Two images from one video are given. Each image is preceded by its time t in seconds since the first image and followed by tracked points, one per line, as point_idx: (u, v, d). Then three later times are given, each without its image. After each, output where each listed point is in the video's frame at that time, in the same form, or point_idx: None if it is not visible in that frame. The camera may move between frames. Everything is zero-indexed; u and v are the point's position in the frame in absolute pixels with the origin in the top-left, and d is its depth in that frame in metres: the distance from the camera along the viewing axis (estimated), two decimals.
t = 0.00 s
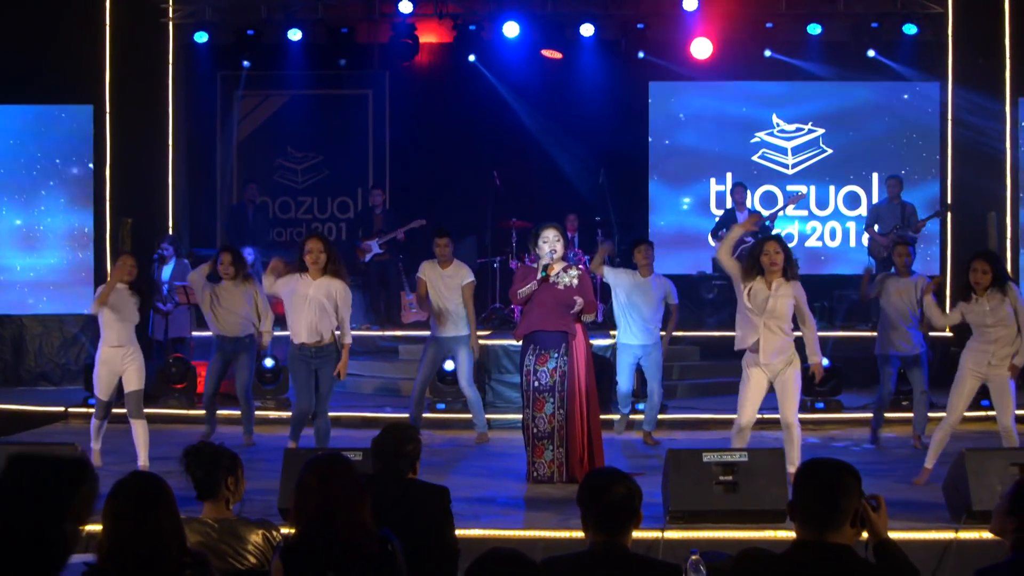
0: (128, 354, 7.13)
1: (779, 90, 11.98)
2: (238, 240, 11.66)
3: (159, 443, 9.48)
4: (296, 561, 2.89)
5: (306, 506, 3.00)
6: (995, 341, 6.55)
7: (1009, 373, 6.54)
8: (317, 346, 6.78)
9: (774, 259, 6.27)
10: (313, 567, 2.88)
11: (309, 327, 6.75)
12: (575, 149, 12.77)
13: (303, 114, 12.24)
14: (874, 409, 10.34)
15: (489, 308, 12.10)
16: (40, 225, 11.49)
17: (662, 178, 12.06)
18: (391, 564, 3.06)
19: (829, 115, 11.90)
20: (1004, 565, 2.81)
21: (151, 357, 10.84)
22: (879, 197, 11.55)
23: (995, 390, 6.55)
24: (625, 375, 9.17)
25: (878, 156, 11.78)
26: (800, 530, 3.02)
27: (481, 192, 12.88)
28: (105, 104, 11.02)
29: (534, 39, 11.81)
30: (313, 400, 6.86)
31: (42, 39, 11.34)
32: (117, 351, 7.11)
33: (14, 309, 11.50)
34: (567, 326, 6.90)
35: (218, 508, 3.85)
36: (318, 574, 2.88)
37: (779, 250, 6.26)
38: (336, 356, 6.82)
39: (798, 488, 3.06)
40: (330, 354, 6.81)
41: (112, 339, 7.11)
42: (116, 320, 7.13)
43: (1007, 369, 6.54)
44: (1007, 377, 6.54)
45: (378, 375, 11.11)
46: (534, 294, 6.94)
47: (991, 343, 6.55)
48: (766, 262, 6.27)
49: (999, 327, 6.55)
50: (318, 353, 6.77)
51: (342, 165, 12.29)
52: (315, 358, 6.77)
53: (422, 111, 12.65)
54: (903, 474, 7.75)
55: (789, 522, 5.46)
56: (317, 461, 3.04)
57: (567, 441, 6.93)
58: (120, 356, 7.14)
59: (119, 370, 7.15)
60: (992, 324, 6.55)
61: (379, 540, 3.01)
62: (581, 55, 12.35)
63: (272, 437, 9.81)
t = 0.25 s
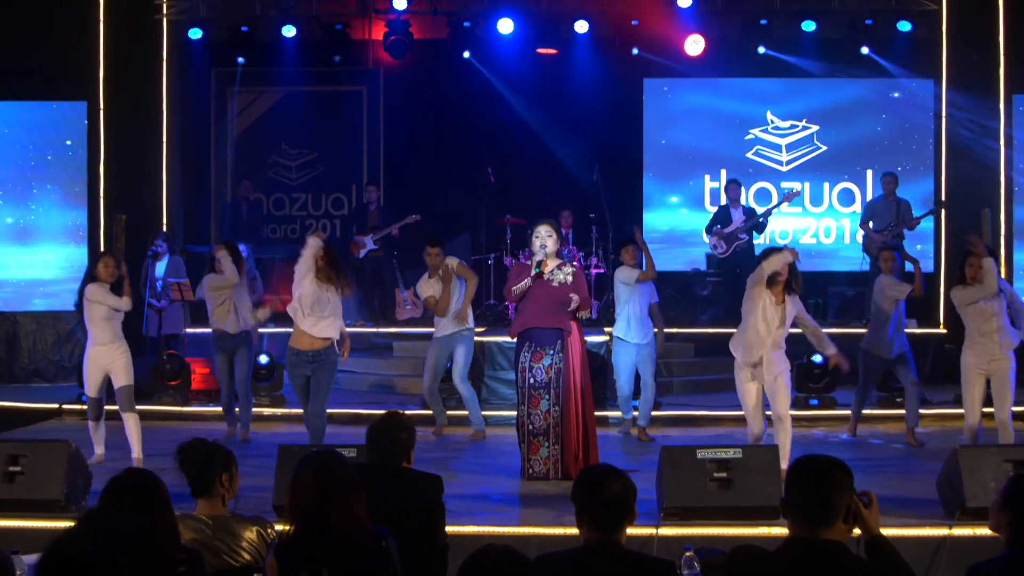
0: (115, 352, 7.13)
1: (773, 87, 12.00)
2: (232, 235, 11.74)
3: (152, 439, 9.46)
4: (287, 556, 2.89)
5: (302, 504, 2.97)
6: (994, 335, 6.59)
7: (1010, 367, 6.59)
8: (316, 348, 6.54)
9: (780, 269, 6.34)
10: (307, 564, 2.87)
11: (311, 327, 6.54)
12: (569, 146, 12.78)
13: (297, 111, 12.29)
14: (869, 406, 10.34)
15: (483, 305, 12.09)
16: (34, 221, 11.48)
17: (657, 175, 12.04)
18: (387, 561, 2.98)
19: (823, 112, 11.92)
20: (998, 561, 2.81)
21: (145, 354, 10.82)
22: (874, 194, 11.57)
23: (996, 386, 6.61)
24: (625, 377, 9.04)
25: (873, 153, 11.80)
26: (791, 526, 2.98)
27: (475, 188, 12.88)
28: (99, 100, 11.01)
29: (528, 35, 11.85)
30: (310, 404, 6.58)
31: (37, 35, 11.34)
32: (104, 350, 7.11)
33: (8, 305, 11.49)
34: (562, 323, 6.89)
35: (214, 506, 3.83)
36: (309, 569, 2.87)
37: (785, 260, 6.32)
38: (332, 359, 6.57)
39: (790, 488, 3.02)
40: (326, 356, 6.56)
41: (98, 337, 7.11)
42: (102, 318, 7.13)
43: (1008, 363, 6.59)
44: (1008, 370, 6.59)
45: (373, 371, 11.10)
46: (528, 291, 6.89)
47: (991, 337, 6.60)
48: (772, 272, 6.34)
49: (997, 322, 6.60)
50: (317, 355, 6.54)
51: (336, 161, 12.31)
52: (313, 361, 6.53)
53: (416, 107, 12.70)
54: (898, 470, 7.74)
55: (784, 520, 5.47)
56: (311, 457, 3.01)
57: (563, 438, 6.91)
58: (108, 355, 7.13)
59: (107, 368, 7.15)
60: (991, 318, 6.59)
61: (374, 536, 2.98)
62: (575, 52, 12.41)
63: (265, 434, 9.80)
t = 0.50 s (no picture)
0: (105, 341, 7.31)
1: (766, 83, 12.02)
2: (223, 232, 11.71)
3: (144, 434, 9.46)
4: (280, 551, 2.89)
5: (293, 501, 2.97)
6: (973, 333, 6.63)
7: (994, 363, 6.60)
8: (316, 337, 6.73)
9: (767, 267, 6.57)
10: (300, 559, 2.88)
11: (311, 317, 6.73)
12: (562, 143, 12.80)
13: (290, 106, 12.29)
14: (861, 402, 10.35)
15: (477, 301, 12.08)
16: (27, 218, 11.48)
17: (650, 171, 12.09)
18: (379, 561, 2.98)
19: (816, 109, 11.95)
20: (989, 557, 2.80)
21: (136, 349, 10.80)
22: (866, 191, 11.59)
23: (985, 384, 6.60)
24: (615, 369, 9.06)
25: (865, 149, 11.82)
26: (783, 521, 2.97)
27: (468, 184, 12.88)
28: (91, 96, 11.00)
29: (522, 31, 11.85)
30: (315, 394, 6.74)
31: (29, 32, 11.32)
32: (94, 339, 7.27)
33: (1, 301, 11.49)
34: (555, 318, 6.89)
35: (205, 502, 3.80)
36: (303, 565, 2.87)
37: (772, 257, 6.56)
38: (332, 348, 6.72)
39: (784, 482, 2.99)
40: (327, 346, 6.72)
41: (89, 327, 7.29)
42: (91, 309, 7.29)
43: (990, 360, 6.59)
44: (993, 367, 6.59)
45: (365, 367, 11.09)
46: (522, 286, 6.88)
47: (970, 336, 6.63)
48: (762, 270, 6.56)
49: (976, 320, 6.64)
50: (317, 343, 6.73)
51: (329, 157, 12.32)
52: (314, 349, 6.72)
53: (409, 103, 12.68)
54: (888, 465, 7.76)
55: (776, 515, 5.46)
56: (303, 454, 3.02)
57: (554, 434, 6.92)
58: (98, 344, 7.31)
59: (96, 357, 7.32)
60: (970, 315, 6.63)
61: (367, 532, 2.99)
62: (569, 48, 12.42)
63: (257, 429, 9.78)
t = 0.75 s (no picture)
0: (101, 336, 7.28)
1: (760, 81, 12.03)
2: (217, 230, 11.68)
3: (137, 431, 9.45)
4: (274, 548, 2.89)
5: (288, 499, 2.97)
6: (961, 333, 6.63)
7: (979, 363, 6.60)
8: (323, 331, 6.83)
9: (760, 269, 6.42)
10: (295, 555, 2.88)
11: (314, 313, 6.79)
12: (556, 140, 12.82)
13: (284, 104, 12.29)
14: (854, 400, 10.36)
15: (470, 298, 12.08)
16: (20, 215, 11.47)
17: (644, 169, 12.09)
18: (373, 558, 3.00)
19: (810, 106, 11.96)
20: (984, 557, 2.80)
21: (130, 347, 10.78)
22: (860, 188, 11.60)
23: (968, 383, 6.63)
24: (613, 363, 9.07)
25: (859, 147, 11.84)
26: (777, 520, 2.94)
27: (462, 181, 12.88)
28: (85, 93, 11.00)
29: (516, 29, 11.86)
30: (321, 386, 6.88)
31: (23, 29, 11.31)
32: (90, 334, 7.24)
33: None
34: (548, 317, 6.88)
35: (200, 503, 3.79)
36: (297, 563, 2.88)
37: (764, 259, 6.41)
38: (341, 343, 6.84)
39: (775, 480, 2.97)
40: (336, 341, 6.83)
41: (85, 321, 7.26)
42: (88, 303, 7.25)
43: (976, 360, 6.60)
44: (978, 367, 6.60)
45: (359, 365, 11.08)
46: (516, 284, 6.89)
47: (956, 335, 6.64)
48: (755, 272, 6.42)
49: (963, 319, 6.62)
50: (323, 338, 6.82)
51: (323, 155, 12.32)
52: (322, 343, 6.82)
53: (403, 101, 12.69)
54: (880, 463, 7.77)
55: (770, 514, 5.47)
56: (297, 451, 3.03)
57: (548, 432, 6.92)
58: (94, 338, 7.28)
59: (91, 352, 7.29)
60: (957, 315, 6.63)
61: (362, 531, 3.00)
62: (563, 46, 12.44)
63: (250, 427, 9.77)
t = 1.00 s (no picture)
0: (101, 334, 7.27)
1: (754, 78, 12.05)
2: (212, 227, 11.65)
3: (132, 428, 9.43)
4: (268, 545, 2.90)
5: (284, 495, 2.97)
6: (949, 333, 6.78)
7: (966, 363, 6.73)
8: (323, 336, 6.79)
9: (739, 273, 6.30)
10: (290, 553, 2.89)
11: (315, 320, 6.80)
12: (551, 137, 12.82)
13: (280, 101, 12.30)
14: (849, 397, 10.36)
15: (466, 295, 12.08)
16: (15, 212, 11.45)
17: (639, 166, 12.14)
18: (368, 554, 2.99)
19: (804, 104, 11.98)
20: (978, 554, 2.79)
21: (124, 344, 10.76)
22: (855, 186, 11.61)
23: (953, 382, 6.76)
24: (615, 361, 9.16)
25: (854, 144, 11.85)
26: (772, 517, 2.89)
27: (457, 179, 12.89)
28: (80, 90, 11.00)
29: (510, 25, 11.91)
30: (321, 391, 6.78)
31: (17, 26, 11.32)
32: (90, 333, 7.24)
33: None
34: (544, 314, 6.88)
35: (194, 499, 3.75)
36: (291, 560, 2.88)
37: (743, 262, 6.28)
38: (346, 347, 6.81)
39: (770, 476, 2.94)
40: (340, 345, 6.80)
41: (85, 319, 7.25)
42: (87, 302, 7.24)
43: (964, 360, 6.73)
44: (964, 367, 6.73)
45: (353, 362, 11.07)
46: (511, 281, 6.89)
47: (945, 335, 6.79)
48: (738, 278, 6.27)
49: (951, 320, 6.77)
50: (325, 342, 6.78)
51: (318, 152, 12.32)
52: (323, 347, 6.78)
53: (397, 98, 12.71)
54: (874, 459, 7.77)
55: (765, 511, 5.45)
56: (292, 447, 3.01)
57: (544, 429, 6.92)
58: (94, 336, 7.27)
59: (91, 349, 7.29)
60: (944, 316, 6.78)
61: (357, 528, 2.99)
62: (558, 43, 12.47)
63: (245, 424, 9.75)
